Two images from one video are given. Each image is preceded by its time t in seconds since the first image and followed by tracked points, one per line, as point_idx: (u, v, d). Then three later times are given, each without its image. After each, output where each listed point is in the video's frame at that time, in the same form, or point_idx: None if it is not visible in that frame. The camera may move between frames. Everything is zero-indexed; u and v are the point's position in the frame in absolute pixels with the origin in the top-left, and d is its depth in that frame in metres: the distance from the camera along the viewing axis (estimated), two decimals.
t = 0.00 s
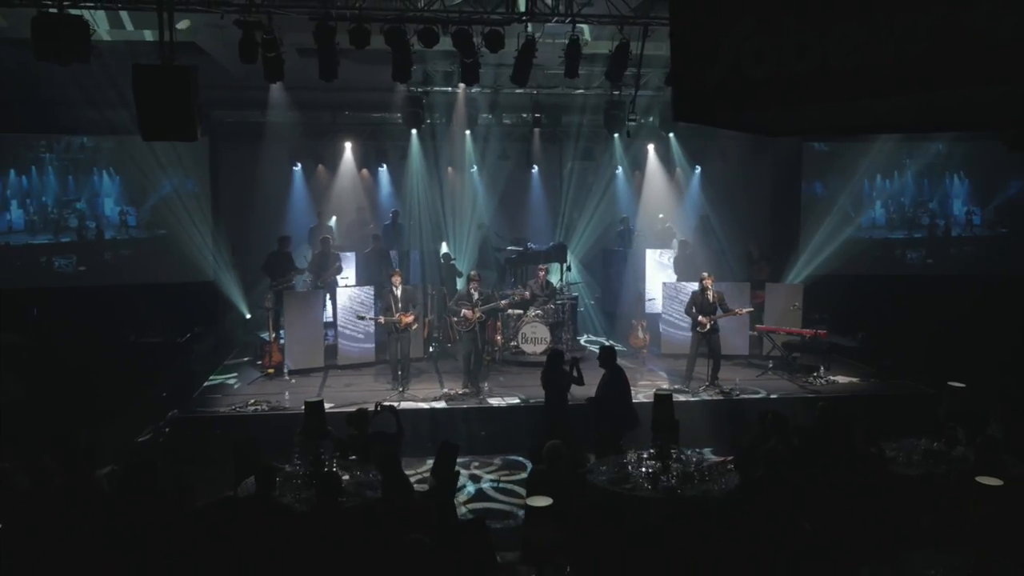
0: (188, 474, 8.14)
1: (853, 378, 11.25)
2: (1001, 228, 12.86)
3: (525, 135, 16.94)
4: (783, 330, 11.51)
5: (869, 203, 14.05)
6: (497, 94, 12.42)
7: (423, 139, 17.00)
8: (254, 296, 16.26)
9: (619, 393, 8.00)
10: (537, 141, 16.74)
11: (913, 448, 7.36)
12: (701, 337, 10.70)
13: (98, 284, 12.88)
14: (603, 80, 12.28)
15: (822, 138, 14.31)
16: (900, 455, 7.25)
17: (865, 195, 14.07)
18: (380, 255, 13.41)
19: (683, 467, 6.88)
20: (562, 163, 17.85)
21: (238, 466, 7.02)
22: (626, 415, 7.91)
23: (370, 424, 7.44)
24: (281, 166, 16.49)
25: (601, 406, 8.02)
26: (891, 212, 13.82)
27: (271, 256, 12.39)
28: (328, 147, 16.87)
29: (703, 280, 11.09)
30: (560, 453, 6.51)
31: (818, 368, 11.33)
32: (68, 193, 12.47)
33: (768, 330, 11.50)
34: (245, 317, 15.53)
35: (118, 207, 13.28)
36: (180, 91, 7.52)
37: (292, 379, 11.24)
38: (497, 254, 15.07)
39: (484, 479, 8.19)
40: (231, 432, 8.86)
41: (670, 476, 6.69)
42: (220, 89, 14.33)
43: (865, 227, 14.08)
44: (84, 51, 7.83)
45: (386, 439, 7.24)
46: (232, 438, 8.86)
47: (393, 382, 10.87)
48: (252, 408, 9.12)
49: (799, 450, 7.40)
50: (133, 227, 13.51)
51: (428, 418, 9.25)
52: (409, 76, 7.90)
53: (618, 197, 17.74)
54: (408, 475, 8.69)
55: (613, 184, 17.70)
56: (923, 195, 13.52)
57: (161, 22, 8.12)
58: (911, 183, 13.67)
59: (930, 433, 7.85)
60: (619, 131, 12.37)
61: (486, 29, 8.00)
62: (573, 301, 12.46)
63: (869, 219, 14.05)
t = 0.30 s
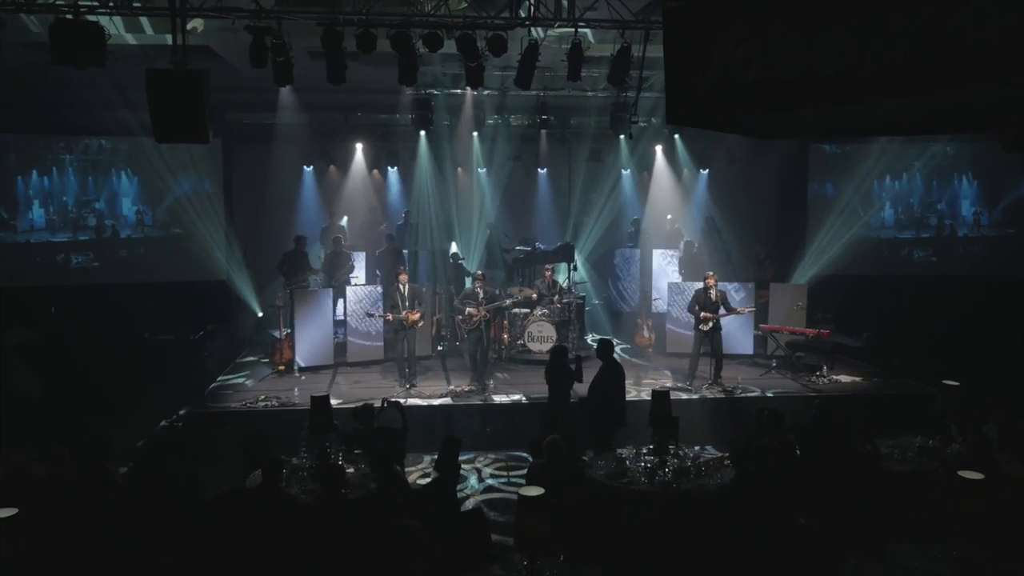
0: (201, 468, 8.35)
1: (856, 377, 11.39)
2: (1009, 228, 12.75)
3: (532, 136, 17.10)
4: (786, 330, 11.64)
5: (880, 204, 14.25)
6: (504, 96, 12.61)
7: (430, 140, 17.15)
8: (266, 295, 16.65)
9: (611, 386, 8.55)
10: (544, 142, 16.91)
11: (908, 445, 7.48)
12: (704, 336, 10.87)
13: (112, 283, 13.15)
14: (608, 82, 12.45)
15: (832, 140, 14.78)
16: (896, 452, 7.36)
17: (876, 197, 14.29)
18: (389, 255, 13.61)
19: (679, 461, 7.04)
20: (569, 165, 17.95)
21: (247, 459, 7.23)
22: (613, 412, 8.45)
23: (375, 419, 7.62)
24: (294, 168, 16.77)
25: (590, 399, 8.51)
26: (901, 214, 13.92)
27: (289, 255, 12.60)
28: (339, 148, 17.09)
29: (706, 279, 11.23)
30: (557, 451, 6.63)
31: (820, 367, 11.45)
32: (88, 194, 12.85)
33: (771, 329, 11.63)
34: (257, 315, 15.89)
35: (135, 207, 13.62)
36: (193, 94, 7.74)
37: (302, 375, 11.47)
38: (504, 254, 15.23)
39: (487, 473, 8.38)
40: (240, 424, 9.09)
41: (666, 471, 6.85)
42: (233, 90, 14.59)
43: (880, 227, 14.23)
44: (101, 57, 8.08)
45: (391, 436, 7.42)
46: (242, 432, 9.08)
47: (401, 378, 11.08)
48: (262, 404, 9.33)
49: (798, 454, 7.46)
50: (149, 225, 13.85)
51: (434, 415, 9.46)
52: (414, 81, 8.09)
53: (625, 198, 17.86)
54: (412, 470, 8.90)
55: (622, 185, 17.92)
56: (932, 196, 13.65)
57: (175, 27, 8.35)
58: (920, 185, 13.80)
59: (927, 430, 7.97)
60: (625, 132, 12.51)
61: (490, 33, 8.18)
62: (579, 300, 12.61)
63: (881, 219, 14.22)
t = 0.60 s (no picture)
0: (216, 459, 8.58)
1: (859, 376, 11.52)
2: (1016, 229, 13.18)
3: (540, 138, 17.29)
4: (790, 330, 11.79)
5: (888, 204, 14.22)
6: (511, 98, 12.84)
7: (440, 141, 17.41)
8: (279, 293, 16.93)
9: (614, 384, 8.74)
10: (552, 143, 17.12)
11: (902, 442, 7.63)
12: (706, 335, 11.03)
13: (129, 279, 13.66)
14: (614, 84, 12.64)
15: (843, 142, 14.60)
16: (890, 448, 7.51)
17: (885, 197, 14.24)
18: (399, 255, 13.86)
19: (679, 457, 7.19)
20: (578, 167, 17.88)
21: (258, 452, 7.47)
22: (614, 406, 8.72)
23: (382, 414, 7.84)
24: (308, 169, 17.07)
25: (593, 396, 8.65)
26: (911, 215, 13.98)
27: (300, 254, 12.87)
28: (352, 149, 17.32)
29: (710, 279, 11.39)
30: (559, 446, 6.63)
31: (823, 367, 11.61)
32: (109, 194, 13.26)
33: (775, 329, 11.79)
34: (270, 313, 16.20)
35: (153, 207, 13.94)
36: (206, 99, 8.00)
37: (313, 373, 11.72)
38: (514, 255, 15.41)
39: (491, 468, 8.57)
40: (251, 419, 9.31)
41: (663, 466, 7.00)
42: (248, 93, 14.89)
43: (883, 228, 14.28)
44: (118, 62, 8.34)
45: (397, 430, 7.63)
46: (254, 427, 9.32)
47: (410, 376, 11.30)
48: (273, 400, 9.55)
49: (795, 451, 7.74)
50: (167, 225, 14.16)
51: (439, 411, 9.67)
52: (420, 85, 8.32)
53: (633, 198, 17.89)
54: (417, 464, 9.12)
55: (629, 186, 17.89)
56: (941, 198, 13.75)
57: (189, 32, 8.61)
58: (929, 186, 13.86)
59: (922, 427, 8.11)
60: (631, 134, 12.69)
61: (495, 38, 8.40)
62: (586, 300, 12.80)
63: (887, 220, 14.25)
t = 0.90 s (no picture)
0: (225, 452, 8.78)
1: (861, 375, 11.61)
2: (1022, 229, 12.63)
3: (547, 139, 17.48)
4: (793, 329, 11.92)
5: (897, 204, 14.35)
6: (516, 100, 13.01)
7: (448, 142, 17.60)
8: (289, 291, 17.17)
9: (616, 381, 8.95)
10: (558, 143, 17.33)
11: (898, 439, 7.77)
12: (709, 335, 11.15)
13: (143, 277, 13.94)
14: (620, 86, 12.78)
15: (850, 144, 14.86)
16: (887, 445, 7.64)
17: (895, 199, 14.37)
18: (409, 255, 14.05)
19: (678, 452, 7.34)
20: (587, 169, 18.17)
21: (266, 444, 7.66)
22: (616, 401, 8.91)
23: (388, 409, 8.01)
24: (320, 170, 17.35)
25: (595, 389, 8.94)
26: (919, 215, 14.01)
27: (310, 253, 13.16)
28: (363, 150, 17.59)
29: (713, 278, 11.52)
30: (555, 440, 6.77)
31: (826, 366, 11.70)
32: (126, 194, 13.59)
33: (779, 328, 11.91)
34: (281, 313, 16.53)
35: (168, 207, 14.25)
36: (217, 102, 8.23)
37: (323, 370, 11.95)
38: (521, 254, 15.61)
39: (494, 463, 8.75)
40: (262, 414, 9.53)
41: (662, 461, 7.14)
42: (260, 95, 15.13)
43: (891, 228, 14.43)
44: (133, 65, 8.57)
45: (403, 424, 7.81)
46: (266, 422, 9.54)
47: (416, 373, 11.49)
48: (283, 396, 9.76)
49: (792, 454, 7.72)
50: (182, 224, 14.45)
51: (445, 408, 9.85)
52: (425, 87, 8.50)
53: (642, 199, 18.20)
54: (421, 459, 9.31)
55: (636, 186, 18.22)
56: (949, 198, 13.70)
57: (201, 36, 8.81)
58: (936, 188, 13.88)
59: (920, 425, 8.24)
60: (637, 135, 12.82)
61: (498, 42, 8.56)
62: (592, 299, 12.97)
63: (895, 220, 14.40)
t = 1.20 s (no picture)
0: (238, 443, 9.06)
1: (863, 373, 11.77)
2: None
3: (553, 139, 17.63)
4: (797, 328, 12.04)
5: (903, 205, 14.42)
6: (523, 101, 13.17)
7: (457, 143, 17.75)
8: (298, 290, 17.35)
9: (619, 378, 9.14)
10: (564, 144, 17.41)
11: (892, 434, 7.92)
12: (713, 333, 11.29)
13: (155, 276, 14.22)
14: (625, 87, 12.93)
15: (864, 147, 14.85)
16: (880, 440, 7.80)
17: (902, 199, 14.47)
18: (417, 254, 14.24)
19: (676, 447, 7.50)
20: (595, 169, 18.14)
21: (274, 438, 7.87)
22: (620, 396, 9.09)
23: (393, 406, 8.18)
24: (331, 171, 17.62)
25: (600, 385, 9.11)
26: (925, 215, 14.10)
27: (319, 253, 13.41)
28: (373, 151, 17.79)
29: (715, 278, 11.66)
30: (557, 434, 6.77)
31: (829, 365, 11.79)
32: (142, 194, 13.95)
33: (783, 327, 12.03)
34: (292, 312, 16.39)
35: (182, 206, 14.56)
36: (226, 104, 8.43)
37: (332, 367, 12.19)
38: (529, 253, 15.76)
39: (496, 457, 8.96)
40: (272, 410, 9.74)
41: (660, 456, 7.26)
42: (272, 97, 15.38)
43: (898, 228, 14.49)
44: (146, 68, 8.79)
45: (408, 419, 8.01)
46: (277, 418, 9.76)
47: (423, 371, 11.68)
48: (293, 392, 9.96)
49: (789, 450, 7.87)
50: (195, 224, 14.76)
51: (450, 405, 10.04)
52: (430, 90, 8.69)
53: (649, 199, 18.18)
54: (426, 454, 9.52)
55: (645, 185, 18.14)
56: (955, 198, 13.76)
57: (211, 40, 9.01)
58: (943, 189, 13.93)
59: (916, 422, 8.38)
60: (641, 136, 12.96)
61: (501, 47, 8.74)
62: (597, 298, 13.17)
63: (902, 220, 14.47)
